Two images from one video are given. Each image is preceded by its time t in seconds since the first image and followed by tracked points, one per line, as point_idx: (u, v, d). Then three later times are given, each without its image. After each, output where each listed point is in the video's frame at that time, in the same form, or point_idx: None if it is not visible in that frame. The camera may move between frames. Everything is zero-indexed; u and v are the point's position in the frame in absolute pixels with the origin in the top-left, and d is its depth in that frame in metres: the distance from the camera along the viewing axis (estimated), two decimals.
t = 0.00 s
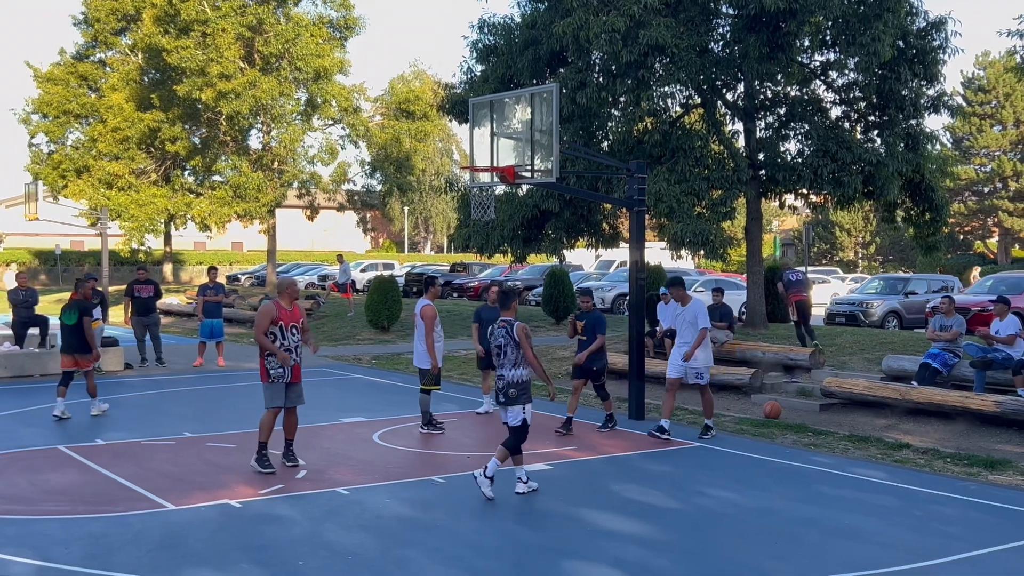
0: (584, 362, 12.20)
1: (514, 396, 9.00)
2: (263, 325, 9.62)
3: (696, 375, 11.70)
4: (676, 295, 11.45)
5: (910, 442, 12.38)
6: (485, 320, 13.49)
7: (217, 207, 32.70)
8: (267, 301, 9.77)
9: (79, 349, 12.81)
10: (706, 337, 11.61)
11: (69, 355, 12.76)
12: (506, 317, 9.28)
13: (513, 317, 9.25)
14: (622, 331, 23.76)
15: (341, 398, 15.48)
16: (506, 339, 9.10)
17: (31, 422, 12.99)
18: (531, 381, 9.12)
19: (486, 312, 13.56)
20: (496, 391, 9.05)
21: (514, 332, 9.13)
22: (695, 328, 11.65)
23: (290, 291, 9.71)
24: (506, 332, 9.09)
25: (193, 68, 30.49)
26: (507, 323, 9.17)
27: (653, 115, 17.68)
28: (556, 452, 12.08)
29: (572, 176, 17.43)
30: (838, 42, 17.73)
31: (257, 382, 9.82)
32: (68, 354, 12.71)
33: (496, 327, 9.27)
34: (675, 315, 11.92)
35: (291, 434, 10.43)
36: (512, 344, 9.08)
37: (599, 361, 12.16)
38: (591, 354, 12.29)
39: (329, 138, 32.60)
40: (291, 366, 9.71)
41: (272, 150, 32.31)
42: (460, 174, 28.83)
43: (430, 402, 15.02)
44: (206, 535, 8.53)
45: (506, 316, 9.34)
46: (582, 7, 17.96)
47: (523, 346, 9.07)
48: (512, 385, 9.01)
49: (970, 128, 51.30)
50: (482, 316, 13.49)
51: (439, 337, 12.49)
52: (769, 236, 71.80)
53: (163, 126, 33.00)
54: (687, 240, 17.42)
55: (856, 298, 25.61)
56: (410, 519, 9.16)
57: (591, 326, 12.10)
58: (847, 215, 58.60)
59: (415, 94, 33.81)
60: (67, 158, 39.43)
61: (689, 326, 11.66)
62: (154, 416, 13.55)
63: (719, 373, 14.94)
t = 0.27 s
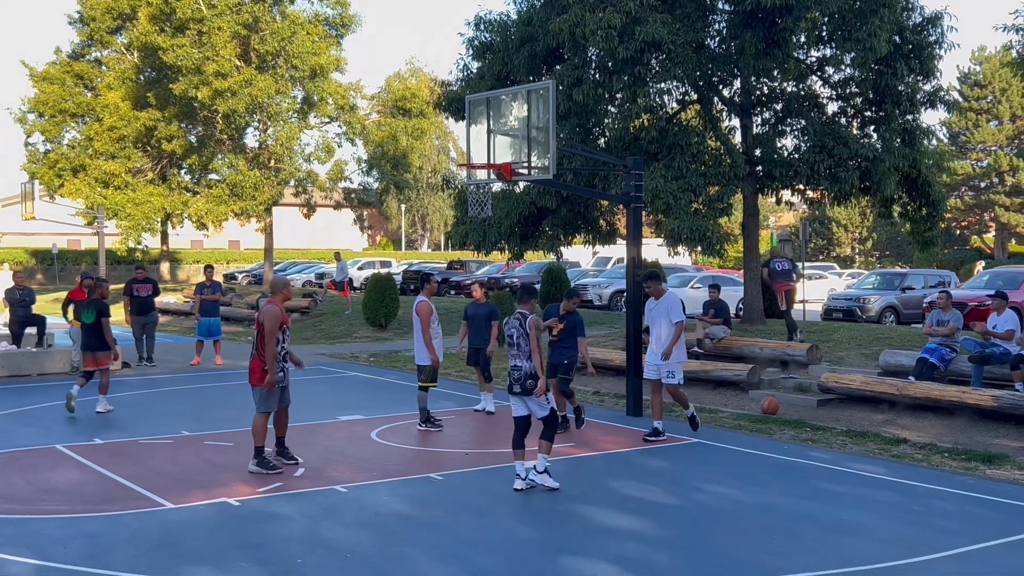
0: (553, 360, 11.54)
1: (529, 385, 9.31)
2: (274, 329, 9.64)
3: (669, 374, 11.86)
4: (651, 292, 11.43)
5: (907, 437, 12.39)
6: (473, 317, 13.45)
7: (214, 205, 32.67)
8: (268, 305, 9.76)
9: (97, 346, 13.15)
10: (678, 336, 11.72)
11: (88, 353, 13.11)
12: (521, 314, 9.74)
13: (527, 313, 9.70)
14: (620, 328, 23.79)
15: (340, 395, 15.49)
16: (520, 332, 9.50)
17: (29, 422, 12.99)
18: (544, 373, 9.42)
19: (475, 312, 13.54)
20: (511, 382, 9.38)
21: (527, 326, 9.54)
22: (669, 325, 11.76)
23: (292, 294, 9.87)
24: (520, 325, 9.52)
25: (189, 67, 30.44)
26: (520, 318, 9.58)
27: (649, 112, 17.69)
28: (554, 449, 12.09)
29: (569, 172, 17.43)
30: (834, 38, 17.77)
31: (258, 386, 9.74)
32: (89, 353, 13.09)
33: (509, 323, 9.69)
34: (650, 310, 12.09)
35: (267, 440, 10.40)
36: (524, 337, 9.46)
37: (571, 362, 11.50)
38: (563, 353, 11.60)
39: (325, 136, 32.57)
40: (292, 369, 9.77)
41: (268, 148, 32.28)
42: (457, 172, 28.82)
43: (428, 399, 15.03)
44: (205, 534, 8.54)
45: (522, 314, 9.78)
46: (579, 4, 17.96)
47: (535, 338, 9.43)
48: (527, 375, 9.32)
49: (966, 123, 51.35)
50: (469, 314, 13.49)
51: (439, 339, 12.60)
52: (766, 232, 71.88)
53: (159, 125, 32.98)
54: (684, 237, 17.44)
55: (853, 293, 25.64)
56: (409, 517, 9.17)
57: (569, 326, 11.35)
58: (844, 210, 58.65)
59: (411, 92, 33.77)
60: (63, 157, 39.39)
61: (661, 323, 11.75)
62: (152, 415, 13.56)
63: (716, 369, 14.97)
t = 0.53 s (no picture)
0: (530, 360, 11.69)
1: (547, 380, 9.48)
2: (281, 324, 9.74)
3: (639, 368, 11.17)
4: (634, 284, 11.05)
5: (907, 433, 12.39)
6: (462, 316, 13.49)
7: (213, 202, 32.66)
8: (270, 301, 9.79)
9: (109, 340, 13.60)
10: (658, 332, 11.33)
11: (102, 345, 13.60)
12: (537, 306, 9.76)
13: (545, 306, 9.74)
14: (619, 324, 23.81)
15: (339, 392, 15.50)
16: (538, 326, 9.54)
17: (28, 419, 12.99)
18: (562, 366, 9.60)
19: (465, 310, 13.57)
20: (529, 375, 9.53)
21: (545, 320, 9.59)
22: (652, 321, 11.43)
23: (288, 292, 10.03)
24: (539, 319, 9.55)
25: (188, 63, 30.42)
26: (538, 311, 9.62)
27: (648, 108, 17.69)
28: (553, 445, 12.10)
29: (568, 168, 17.44)
30: (832, 33, 17.76)
31: (262, 382, 9.75)
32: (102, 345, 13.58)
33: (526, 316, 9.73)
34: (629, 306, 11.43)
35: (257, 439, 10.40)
36: (543, 331, 9.53)
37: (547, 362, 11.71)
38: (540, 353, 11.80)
39: (324, 133, 32.56)
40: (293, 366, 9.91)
41: (267, 145, 32.29)
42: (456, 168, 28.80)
43: (428, 396, 15.04)
44: (204, 531, 8.54)
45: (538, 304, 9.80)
46: None
47: (554, 332, 9.53)
48: (546, 369, 9.49)
49: (965, 118, 51.34)
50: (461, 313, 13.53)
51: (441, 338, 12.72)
52: (765, 227, 71.90)
53: (158, 122, 32.98)
54: (683, 233, 17.43)
55: (852, 289, 25.66)
56: (409, 513, 9.17)
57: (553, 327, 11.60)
58: (843, 206, 58.68)
59: (410, 88, 33.76)
60: (62, 154, 39.36)
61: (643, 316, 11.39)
62: (151, 412, 13.56)
63: (715, 365, 14.99)
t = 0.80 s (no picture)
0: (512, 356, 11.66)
1: (571, 373, 9.65)
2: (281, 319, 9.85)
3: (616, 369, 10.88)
4: (608, 283, 10.57)
5: (907, 429, 12.39)
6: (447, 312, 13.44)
7: (214, 198, 32.65)
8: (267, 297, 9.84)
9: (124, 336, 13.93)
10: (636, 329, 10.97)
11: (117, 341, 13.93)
12: (560, 299, 9.91)
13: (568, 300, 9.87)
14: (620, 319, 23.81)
15: (340, 388, 15.51)
16: (564, 320, 9.71)
17: (28, 415, 13.00)
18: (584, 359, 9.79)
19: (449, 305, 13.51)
20: (554, 367, 9.65)
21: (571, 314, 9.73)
22: (630, 321, 10.85)
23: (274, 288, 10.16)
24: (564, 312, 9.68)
25: (188, 59, 30.41)
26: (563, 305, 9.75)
27: (649, 104, 17.67)
28: (554, 441, 12.10)
29: (568, 164, 17.43)
30: (834, 29, 17.76)
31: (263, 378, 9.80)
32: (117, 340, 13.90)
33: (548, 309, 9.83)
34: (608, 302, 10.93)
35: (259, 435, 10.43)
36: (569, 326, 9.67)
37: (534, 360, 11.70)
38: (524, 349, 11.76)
39: (325, 129, 32.55)
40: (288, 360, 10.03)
41: (268, 141, 32.30)
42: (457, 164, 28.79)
43: (429, 392, 15.05)
44: (205, 527, 8.55)
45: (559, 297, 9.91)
46: None
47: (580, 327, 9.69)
48: (571, 362, 9.65)
49: (966, 114, 51.29)
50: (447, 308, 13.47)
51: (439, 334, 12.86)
52: (766, 223, 71.87)
53: (158, 118, 33.00)
54: (684, 229, 17.42)
55: (853, 284, 25.66)
56: (409, 509, 9.17)
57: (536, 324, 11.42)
58: (844, 201, 58.64)
59: (411, 84, 33.74)
60: (63, 150, 39.36)
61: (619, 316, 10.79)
62: (151, 408, 13.57)
63: (716, 361, 15.00)
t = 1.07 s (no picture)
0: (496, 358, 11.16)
1: (584, 367, 9.76)
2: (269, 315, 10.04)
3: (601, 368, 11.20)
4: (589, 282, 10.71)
5: (909, 425, 12.40)
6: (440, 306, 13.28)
7: (216, 194, 32.61)
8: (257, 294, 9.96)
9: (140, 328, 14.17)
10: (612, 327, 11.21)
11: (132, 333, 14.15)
12: (574, 293, 9.95)
13: (581, 294, 9.93)
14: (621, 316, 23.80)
15: (341, 383, 15.53)
16: (580, 315, 9.76)
17: (29, 411, 13.02)
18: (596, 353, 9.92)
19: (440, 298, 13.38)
20: (567, 361, 9.74)
21: (588, 309, 9.80)
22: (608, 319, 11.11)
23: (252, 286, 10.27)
24: (580, 307, 9.76)
25: (190, 55, 30.39)
26: (578, 300, 9.82)
27: (650, 99, 17.66)
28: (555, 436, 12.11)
29: (570, 160, 17.43)
30: (836, 25, 17.71)
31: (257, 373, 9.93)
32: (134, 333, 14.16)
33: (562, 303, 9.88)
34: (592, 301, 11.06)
35: (260, 429, 10.49)
36: (585, 321, 9.75)
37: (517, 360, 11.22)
38: (505, 349, 11.25)
39: (326, 125, 32.52)
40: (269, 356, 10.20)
41: (269, 136, 32.30)
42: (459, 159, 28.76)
43: (430, 388, 15.06)
44: (206, 522, 8.56)
45: (572, 291, 9.97)
46: None
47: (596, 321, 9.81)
48: (584, 356, 9.76)
49: (968, 110, 51.24)
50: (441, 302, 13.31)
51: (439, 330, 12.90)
52: (768, 220, 71.78)
53: (160, 114, 32.99)
54: (686, 225, 17.40)
55: (855, 281, 25.63)
56: (410, 505, 9.19)
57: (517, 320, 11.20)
58: (846, 198, 58.55)
59: (412, 80, 33.71)
60: (64, 146, 39.35)
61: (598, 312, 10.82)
62: (151, 404, 13.58)
63: (718, 357, 15.01)
